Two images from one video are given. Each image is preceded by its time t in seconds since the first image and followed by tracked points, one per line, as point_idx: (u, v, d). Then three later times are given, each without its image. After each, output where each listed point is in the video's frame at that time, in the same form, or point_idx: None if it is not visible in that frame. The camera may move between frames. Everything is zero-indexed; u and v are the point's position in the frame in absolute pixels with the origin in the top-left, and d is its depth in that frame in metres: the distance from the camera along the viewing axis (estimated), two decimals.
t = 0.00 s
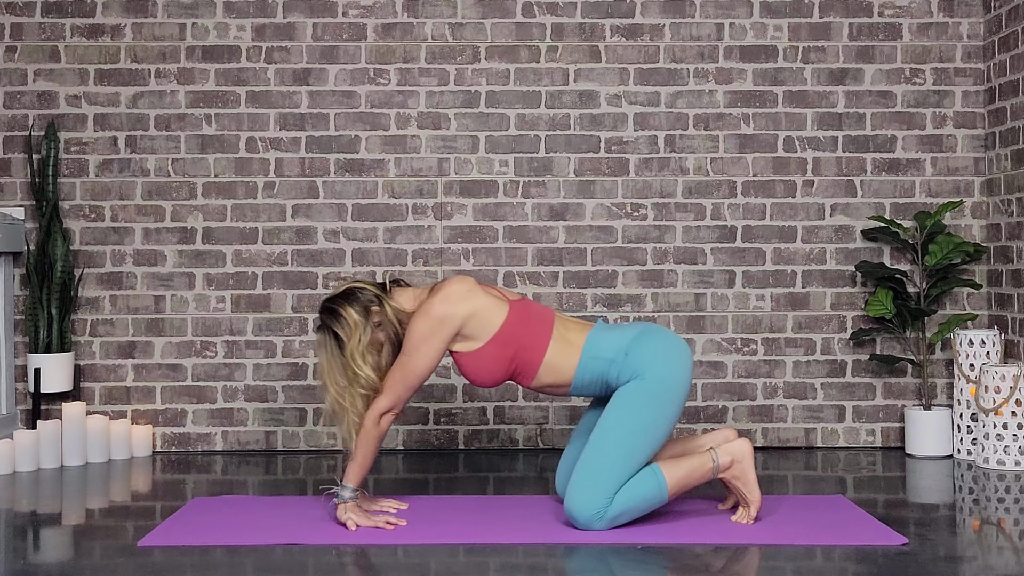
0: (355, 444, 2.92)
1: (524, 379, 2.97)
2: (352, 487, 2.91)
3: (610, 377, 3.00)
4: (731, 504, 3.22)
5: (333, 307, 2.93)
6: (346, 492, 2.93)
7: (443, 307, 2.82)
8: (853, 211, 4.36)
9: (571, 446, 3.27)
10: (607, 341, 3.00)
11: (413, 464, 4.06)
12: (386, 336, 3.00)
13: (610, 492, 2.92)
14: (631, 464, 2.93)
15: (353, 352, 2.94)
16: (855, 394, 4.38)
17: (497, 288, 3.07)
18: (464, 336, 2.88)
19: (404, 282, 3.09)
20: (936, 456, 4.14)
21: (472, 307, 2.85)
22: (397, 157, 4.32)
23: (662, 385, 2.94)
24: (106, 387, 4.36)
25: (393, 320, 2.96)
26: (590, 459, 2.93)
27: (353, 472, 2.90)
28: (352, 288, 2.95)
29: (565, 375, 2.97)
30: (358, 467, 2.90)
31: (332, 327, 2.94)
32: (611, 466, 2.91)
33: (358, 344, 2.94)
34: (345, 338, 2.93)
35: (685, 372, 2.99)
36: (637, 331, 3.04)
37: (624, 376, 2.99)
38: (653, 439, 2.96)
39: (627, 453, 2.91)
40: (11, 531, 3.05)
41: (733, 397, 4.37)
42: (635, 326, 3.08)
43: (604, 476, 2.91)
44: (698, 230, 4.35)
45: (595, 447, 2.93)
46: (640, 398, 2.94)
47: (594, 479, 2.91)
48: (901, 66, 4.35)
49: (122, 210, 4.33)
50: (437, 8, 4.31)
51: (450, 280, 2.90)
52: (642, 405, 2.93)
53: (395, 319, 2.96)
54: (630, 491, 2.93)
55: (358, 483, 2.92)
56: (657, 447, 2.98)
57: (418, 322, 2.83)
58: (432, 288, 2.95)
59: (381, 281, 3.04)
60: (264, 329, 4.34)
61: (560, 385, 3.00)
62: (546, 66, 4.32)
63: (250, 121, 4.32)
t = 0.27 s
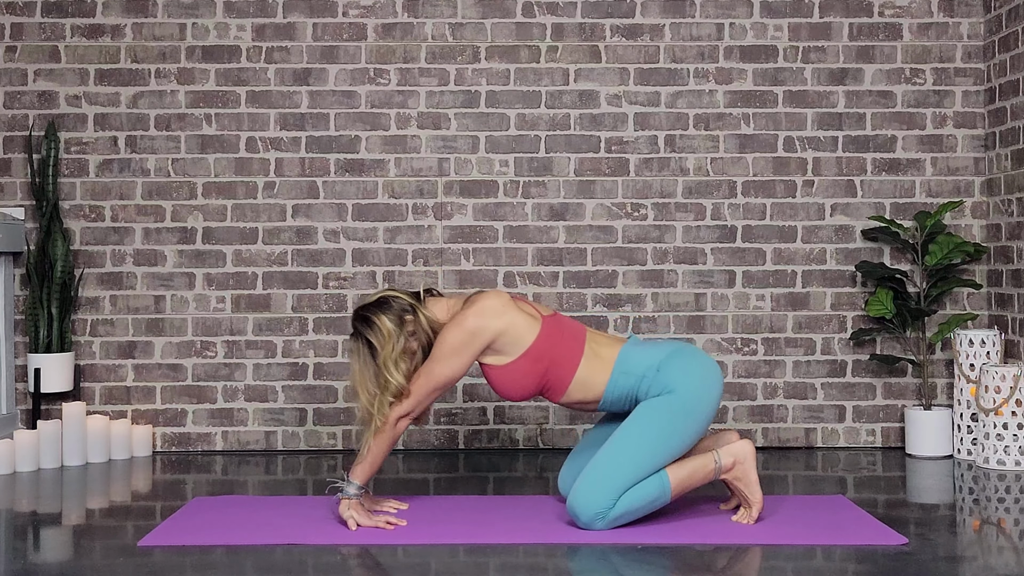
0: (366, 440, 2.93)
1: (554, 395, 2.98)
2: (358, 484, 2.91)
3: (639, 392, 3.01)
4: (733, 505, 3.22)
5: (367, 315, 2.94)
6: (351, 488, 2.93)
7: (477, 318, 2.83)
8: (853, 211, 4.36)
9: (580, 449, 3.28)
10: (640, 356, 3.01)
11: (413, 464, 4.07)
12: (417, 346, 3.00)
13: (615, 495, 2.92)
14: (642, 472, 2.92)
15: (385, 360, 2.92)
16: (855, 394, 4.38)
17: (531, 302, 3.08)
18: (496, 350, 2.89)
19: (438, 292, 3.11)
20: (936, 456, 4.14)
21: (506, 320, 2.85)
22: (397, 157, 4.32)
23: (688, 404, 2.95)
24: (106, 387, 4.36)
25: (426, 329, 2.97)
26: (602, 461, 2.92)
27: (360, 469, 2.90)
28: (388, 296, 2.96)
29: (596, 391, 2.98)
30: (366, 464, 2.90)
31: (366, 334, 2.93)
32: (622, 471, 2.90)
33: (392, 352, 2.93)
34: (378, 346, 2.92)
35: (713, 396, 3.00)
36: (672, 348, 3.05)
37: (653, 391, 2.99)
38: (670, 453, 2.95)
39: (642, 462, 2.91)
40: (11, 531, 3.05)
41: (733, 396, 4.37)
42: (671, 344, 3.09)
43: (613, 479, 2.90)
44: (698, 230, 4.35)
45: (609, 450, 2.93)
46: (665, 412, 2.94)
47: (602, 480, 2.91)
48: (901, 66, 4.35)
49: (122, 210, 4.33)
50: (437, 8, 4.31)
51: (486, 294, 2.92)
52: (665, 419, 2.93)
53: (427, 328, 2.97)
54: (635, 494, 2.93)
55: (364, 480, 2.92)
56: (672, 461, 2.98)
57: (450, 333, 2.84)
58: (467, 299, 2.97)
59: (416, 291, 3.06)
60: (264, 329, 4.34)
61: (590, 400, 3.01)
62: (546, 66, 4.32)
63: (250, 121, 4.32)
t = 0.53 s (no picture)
0: (374, 441, 2.91)
1: (569, 404, 2.99)
2: (361, 483, 2.92)
3: (655, 402, 3.04)
4: (733, 506, 3.22)
5: (385, 323, 2.92)
6: (354, 487, 2.93)
7: (495, 327, 2.86)
8: (853, 211, 4.36)
9: (587, 453, 3.28)
10: (660, 368, 3.04)
11: (413, 464, 4.07)
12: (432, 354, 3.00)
13: (619, 495, 2.91)
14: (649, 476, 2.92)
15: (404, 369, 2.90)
16: (855, 394, 4.38)
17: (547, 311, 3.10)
18: (512, 359, 2.91)
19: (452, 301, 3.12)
20: (936, 456, 4.14)
21: (524, 330, 2.88)
22: (397, 157, 4.32)
23: (705, 416, 2.96)
24: (106, 387, 4.36)
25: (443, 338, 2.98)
26: (611, 461, 2.92)
27: (366, 469, 2.90)
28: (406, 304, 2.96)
29: (612, 401, 3.00)
30: (371, 464, 2.90)
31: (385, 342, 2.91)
32: (630, 472, 2.90)
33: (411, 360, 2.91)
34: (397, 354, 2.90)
35: (729, 412, 3.01)
36: (693, 363, 3.08)
37: (670, 402, 3.01)
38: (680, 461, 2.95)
39: (651, 466, 2.91)
40: (12, 531, 3.05)
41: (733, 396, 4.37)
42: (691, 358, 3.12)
43: (620, 480, 2.90)
44: (698, 230, 4.35)
45: (620, 452, 2.93)
46: (680, 421, 2.95)
47: (609, 479, 2.91)
48: (901, 66, 4.35)
49: (122, 210, 4.33)
50: (437, 8, 4.31)
51: (503, 303, 2.94)
52: (679, 427, 2.94)
53: (444, 336, 2.98)
54: (639, 497, 2.93)
55: (368, 480, 2.92)
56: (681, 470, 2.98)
57: (467, 340, 2.86)
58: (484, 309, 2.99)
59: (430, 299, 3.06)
60: (264, 329, 4.33)
61: (606, 409, 3.03)
62: (546, 66, 4.32)
63: (250, 121, 4.32)
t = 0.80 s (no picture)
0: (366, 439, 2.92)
1: (551, 391, 2.98)
2: (358, 484, 2.91)
3: (636, 388, 3.01)
4: (733, 505, 3.22)
5: (363, 317, 2.92)
6: (351, 488, 2.92)
7: (473, 315, 2.84)
8: (853, 211, 4.36)
9: (578, 448, 3.27)
10: (638, 353, 3.00)
11: (413, 464, 4.07)
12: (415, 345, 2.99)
13: (616, 494, 2.91)
14: (642, 471, 2.92)
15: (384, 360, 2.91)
16: (855, 394, 4.38)
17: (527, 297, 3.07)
18: (492, 346, 2.89)
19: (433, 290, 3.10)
20: (936, 456, 4.14)
21: (503, 318, 2.85)
22: (397, 157, 4.32)
23: (687, 402, 2.95)
24: (106, 387, 4.36)
25: (423, 328, 2.96)
26: (603, 461, 2.92)
27: (361, 469, 2.89)
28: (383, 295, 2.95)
29: (593, 387, 2.97)
30: (367, 465, 2.90)
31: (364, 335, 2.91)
32: (623, 470, 2.90)
33: (390, 351, 2.91)
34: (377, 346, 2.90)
35: (711, 393, 3.00)
36: (670, 346, 3.05)
37: (651, 390, 2.99)
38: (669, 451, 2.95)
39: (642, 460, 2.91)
40: (12, 532, 3.05)
41: (733, 396, 4.37)
42: (668, 341, 3.09)
43: (614, 478, 2.90)
44: (698, 230, 4.35)
45: (610, 449, 2.93)
46: (664, 411, 2.94)
47: (603, 479, 2.91)
48: (901, 66, 4.35)
49: (122, 210, 4.33)
50: (437, 8, 4.31)
51: (482, 291, 2.91)
52: (664, 417, 2.93)
53: (425, 326, 2.96)
54: (636, 495, 2.93)
55: (365, 480, 2.92)
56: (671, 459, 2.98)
57: (446, 329, 2.84)
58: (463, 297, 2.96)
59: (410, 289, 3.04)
60: (264, 329, 4.34)
61: (587, 395, 3.00)
62: (546, 66, 4.32)
63: (250, 121, 4.32)
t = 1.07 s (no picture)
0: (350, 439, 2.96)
1: (517, 375, 2.96)
2: (352, 487, 2.92)
3: (605, 372, 2.99)
4: (733, 504, 3.22)
5: (327, 310, 2.93)
6: (347, 491, 2.93)
7: (436, 303, 2.82)
8: (853, 211, 4.36)
9: (570, 446, 3.27)
10: (602, 335, 2.99)
11: (413, 464, 4.07)
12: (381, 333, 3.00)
13: (610, 491, 2.92)
14: (630, 463, 2.93)
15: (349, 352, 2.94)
16: (855, 394, 4.38)
17: (493, 283, 3.06)
18: (457, 332, 2.88)
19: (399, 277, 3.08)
20: (936, 456, 4.14)
21: (465, 304, 2.84)
22: (397, 157, 4.32)
23: (657, 383, 2.94)
24: (106, 387, 4.36)
25: (387, 317, 2.95)
26: (588, 459, 2.92)
27: (351, 469, 2.90)
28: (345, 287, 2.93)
29: (558, 369, 2.95)
30: (356, 464, 2.90)
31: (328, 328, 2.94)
32: (610, 465, 2.91)
33: (352, 345, 2.94)
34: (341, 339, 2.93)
35: (678, 369, 2.99)
36: (632, 326, 3.04)
37: (620, 374, 2.98)
38: (651, 437, 2.96)
39: (627, 452, 2.92)
40: (11, 531, 3.05)
41: (733, 396, 4.37)
42: (629, 321, 3.07)
43: (603, 475, 2.91)
44: (699, 229, 4.35)
45: (594, 446, 2.93)
46: (637, 397, 2.94)
47: (592, 478, 2.91)
48: (901, 66, 4.35)
49: (122, 210, 4.33)
50: (437, 8, 4.31)
51: (445, 277, 2.90)
52: (638, 403, 2.93)
53: (389, 316, 2.95)
54: (631, 489, 2.94)
55: (358, 481, 2.93)
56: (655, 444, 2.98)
57: (410, 317, 2.83)
58: (426, 284, 2.94)
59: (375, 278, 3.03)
60: (264, 329, 4.34)
61: (553, 379, 2.99)
62: (546, 66, 4.32)
63: (250, 121, 4.32)
